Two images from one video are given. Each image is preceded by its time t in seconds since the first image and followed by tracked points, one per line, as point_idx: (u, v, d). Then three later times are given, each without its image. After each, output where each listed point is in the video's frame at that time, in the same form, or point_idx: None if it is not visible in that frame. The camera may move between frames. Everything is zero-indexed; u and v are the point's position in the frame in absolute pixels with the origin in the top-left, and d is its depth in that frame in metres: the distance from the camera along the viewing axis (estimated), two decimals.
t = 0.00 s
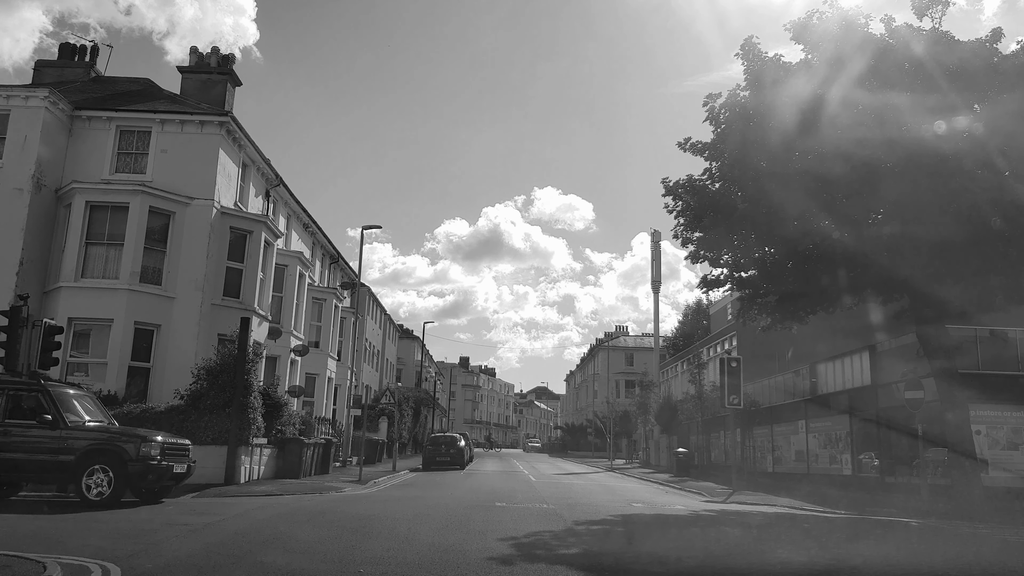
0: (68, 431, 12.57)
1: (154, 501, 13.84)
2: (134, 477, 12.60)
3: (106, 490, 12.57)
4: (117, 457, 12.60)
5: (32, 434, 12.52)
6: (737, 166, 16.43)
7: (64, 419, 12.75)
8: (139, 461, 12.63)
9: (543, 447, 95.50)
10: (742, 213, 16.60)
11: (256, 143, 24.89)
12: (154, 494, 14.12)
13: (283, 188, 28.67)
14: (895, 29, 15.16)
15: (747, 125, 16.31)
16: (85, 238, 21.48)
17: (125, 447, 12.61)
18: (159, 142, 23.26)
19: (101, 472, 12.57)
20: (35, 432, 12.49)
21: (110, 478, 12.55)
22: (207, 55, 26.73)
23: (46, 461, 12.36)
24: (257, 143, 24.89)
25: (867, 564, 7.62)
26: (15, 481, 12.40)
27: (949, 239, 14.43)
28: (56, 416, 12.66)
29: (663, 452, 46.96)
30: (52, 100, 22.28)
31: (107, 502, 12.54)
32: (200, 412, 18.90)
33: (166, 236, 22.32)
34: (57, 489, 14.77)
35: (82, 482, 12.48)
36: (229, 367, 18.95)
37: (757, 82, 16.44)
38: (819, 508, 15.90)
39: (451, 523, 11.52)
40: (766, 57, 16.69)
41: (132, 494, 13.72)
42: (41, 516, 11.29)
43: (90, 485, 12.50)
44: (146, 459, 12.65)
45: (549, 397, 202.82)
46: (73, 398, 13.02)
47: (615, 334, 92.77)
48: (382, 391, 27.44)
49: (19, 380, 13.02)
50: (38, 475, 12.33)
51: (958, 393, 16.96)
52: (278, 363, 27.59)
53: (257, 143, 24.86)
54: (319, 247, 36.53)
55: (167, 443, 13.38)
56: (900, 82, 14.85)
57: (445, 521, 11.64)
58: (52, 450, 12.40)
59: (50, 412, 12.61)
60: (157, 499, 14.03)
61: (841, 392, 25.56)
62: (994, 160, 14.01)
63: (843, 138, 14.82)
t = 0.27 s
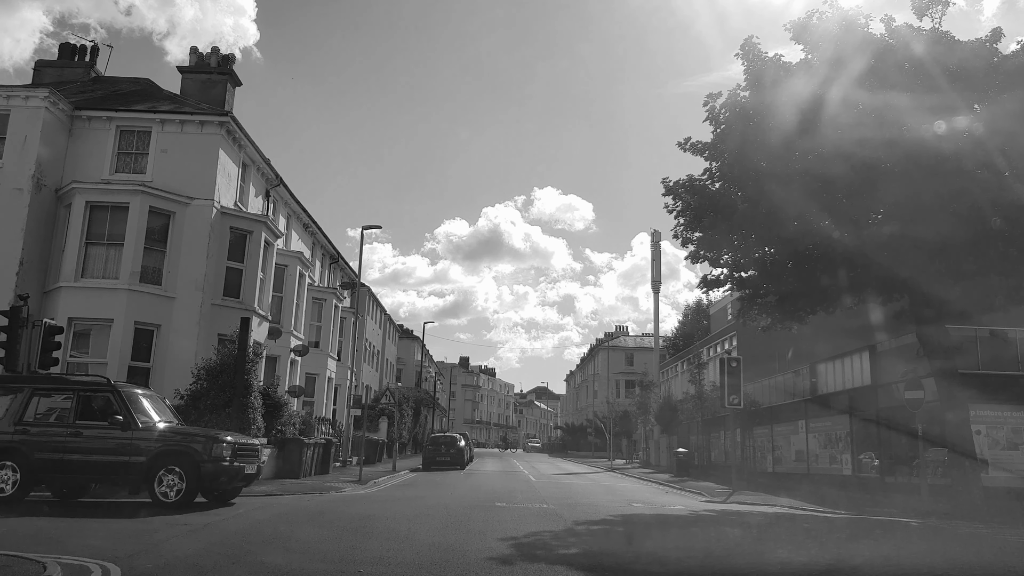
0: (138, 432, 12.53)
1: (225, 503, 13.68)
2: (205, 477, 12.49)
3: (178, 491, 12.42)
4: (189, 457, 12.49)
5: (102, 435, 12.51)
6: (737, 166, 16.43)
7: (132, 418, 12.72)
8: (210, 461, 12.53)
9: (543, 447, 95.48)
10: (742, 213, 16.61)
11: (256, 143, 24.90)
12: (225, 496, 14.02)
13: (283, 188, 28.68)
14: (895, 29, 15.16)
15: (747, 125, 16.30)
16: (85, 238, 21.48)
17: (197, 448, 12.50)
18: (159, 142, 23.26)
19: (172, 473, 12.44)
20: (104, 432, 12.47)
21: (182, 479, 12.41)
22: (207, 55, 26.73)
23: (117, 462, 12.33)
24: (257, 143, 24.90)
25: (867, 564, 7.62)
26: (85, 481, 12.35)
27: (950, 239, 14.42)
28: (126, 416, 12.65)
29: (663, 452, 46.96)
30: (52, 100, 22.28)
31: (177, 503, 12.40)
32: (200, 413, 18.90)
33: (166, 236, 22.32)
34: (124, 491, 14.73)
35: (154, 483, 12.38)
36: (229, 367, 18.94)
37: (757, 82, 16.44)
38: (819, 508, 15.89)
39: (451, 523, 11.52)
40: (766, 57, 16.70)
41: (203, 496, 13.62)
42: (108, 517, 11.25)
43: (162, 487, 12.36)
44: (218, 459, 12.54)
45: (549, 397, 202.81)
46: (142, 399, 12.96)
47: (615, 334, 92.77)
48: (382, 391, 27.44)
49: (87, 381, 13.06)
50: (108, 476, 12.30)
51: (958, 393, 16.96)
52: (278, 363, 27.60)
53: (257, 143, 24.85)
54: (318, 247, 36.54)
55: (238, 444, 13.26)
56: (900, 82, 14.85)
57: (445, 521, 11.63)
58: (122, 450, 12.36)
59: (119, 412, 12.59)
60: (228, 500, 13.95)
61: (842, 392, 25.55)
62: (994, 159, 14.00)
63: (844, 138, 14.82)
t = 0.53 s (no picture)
0: (208, 434, 12.60)
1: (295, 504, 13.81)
2: (278, 479, 12.54)
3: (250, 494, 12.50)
4: (260, 459, 12.52)
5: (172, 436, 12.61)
6: (737, 166, 16.43)
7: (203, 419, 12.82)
8: (281, 463, 12.59)
9: (543, 447, 95.45)
10: (742, 212, 16.61)
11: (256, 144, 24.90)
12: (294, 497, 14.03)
13: (283, 188, 28.68)
14: (895, 29, 15.15)
15: (747, 125, 16.29)
16: (85, 238, 21.48)
17: (269, 449, 12.53)
18: (159, 142, 23.25)
19: (244, 475, 12.51)
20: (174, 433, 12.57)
21: (253, 481, 12.48)
22: (207, 55, 26.74)
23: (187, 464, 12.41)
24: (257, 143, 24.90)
25: (867, 564, 7.62)
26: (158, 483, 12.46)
27: (950, 239, 14.42)
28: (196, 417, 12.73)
29: (663, 452, 46.95)
30: (52, 100, 22.28)
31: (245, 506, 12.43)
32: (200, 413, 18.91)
33: (166, 236, 22.32)
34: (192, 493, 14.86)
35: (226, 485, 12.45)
36: (229, 368, 18.94)
37: (757, 82, 16.44)
38: (820, 508, 15.89)
39: (451, 523, 11.52)
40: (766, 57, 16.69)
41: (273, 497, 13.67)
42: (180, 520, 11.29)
43: (233, 489, 12.41)
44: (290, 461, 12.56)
45: (549, 397, 202.79)
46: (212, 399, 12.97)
47: (615, 334, 92.75)
48: (382, 391, 27.44)
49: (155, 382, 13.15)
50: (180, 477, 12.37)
51: (958, 393, 16.96)
52: (278, 363, 27.60)
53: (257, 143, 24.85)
54: (318, 247, 36.54)
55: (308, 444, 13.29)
56: (900, 82, 14.84)
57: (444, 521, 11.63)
58: (190, 451, 12.44)
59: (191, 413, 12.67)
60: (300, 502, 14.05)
61: (842, 392, 25.55)
62: (994, 160, 14.00)
63: (843, 138, 14.82)
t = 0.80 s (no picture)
0: (275, 434, 12.18)
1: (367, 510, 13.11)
2: (345, 483, 11.89)
3: (318, 498, 11.93)
4: (328, 460, 11.94)
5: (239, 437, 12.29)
6: (738, 166, 16.43)
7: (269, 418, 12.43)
8: (351, 465, 11.93)
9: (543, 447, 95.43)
10: (742, 212, 16.61)
11: (256, 144, 24.90)
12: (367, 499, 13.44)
13: (283, 188, 28.68)
14: (895, 29, 15.14)
15: (747, 125, 16.29)
16: (85, 238, 21.48)
17: (336, 451, 11.91)
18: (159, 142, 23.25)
19: (312, 477, 11.98)
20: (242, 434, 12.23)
21: (322, 484, 11.93)
22: (207, 55, 26.74)
23: (253, 467, 12.06)
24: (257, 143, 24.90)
25: (868, 564, 7.62)
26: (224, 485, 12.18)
27: (950, 239, 14.41)
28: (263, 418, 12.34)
29: (663, 452, 46.96)
30: (52, 100, 22.28)
31: (300, 510, 11.95)
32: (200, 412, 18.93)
33: (165, 236, 22.32)
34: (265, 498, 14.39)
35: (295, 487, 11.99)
36: (229, 368, 18.94)
37: (757, 82, 16.44)
38: (820, 508, 15.88)
39: (452, 523, 11.52)
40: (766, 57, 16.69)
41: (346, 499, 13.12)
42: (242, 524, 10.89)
43: (302, 492, 11.93)
44: (359, 464, 11.91)
45: (549, 397, 202.80)
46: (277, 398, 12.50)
47: (615, 334, 92.74)
48: (382, 391, 27.43)
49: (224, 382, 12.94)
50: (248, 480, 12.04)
51: (958, 393, 16.96)
52: (278, 363, 27.59)
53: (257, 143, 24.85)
54: (318, 247, 36.54)
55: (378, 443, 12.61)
56: (900, 82, 14.84)
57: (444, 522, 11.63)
58: (258, 452, 12.06)
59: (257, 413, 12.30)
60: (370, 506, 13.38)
61: (841, 392, 25.55)
62: (994, 160, 14.00)
63: (844, 138, 14.82)
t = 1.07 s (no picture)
0: (344, 434, 11.52)
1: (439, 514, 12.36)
2: (415, 485, 11.16)
3: (387, 501, 11.23)
4: (398, 463, 11.22)
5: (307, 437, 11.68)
6: (737, 166, 16.42)
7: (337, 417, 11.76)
8: (421, 466, 11.15)
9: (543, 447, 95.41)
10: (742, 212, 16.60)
11: (256, 143, 24.89)
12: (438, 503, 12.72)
13: (283, 188, 28.68)
14: (895, 29, 15.14)
15: (746, 125, 16.28)
16: (85, 238, 21.48)
17: (406, 451, 11.17)
18: (159, 142, 23.25)
19: (382, 480, 11.28)
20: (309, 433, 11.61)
21: (392, 488, 11.21)
22: (207, 55, 26.74)
23: (321, 467, 11.48)
24: (257, 143, 24.89)
25: (867, 564, 7.62)
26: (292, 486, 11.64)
27: (950, 239, 14.43)
28: (331, 417, 11.68)
29: (663, 452, 46.95)
30: (52, 100, 22.28)
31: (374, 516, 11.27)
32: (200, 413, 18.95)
33: (165, 236, 22.32)
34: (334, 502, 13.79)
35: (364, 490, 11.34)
36: (229, 367, 18.94)
37: (757, 82, 16.43)
38: (820, 508, 15.88)
39: (451, 523, 11.52)
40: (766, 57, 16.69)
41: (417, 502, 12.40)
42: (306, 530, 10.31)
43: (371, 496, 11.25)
44: (430, 464, 11.14)
45: (549, 397, 202.88)
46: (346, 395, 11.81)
47: (615, 334, 92.75)
48: (382, 391, 27.43)
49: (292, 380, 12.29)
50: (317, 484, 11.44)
51: (958, 393, 16.96)
52: (278, 363, 27.59)
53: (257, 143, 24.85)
54: (318, 247, 36.55)
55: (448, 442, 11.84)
56: (900, 82, 14.83)
57: (445, 521, 11.64)
58: (328, 453, 11.45)
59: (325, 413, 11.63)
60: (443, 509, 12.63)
61: (841, 392, 25.56)
62: (994, 160, 14.01)
63: (844, 138, 14.83)
